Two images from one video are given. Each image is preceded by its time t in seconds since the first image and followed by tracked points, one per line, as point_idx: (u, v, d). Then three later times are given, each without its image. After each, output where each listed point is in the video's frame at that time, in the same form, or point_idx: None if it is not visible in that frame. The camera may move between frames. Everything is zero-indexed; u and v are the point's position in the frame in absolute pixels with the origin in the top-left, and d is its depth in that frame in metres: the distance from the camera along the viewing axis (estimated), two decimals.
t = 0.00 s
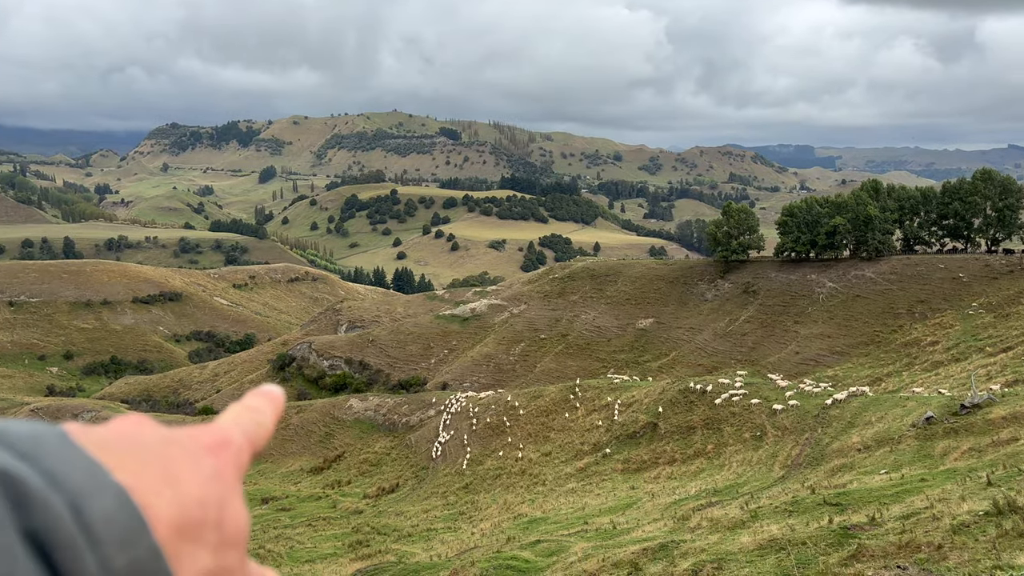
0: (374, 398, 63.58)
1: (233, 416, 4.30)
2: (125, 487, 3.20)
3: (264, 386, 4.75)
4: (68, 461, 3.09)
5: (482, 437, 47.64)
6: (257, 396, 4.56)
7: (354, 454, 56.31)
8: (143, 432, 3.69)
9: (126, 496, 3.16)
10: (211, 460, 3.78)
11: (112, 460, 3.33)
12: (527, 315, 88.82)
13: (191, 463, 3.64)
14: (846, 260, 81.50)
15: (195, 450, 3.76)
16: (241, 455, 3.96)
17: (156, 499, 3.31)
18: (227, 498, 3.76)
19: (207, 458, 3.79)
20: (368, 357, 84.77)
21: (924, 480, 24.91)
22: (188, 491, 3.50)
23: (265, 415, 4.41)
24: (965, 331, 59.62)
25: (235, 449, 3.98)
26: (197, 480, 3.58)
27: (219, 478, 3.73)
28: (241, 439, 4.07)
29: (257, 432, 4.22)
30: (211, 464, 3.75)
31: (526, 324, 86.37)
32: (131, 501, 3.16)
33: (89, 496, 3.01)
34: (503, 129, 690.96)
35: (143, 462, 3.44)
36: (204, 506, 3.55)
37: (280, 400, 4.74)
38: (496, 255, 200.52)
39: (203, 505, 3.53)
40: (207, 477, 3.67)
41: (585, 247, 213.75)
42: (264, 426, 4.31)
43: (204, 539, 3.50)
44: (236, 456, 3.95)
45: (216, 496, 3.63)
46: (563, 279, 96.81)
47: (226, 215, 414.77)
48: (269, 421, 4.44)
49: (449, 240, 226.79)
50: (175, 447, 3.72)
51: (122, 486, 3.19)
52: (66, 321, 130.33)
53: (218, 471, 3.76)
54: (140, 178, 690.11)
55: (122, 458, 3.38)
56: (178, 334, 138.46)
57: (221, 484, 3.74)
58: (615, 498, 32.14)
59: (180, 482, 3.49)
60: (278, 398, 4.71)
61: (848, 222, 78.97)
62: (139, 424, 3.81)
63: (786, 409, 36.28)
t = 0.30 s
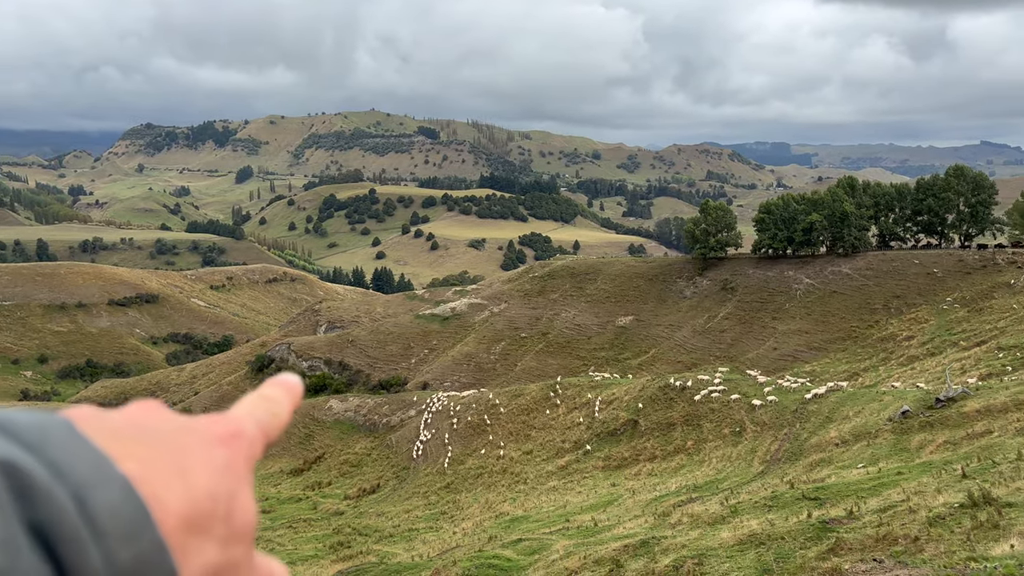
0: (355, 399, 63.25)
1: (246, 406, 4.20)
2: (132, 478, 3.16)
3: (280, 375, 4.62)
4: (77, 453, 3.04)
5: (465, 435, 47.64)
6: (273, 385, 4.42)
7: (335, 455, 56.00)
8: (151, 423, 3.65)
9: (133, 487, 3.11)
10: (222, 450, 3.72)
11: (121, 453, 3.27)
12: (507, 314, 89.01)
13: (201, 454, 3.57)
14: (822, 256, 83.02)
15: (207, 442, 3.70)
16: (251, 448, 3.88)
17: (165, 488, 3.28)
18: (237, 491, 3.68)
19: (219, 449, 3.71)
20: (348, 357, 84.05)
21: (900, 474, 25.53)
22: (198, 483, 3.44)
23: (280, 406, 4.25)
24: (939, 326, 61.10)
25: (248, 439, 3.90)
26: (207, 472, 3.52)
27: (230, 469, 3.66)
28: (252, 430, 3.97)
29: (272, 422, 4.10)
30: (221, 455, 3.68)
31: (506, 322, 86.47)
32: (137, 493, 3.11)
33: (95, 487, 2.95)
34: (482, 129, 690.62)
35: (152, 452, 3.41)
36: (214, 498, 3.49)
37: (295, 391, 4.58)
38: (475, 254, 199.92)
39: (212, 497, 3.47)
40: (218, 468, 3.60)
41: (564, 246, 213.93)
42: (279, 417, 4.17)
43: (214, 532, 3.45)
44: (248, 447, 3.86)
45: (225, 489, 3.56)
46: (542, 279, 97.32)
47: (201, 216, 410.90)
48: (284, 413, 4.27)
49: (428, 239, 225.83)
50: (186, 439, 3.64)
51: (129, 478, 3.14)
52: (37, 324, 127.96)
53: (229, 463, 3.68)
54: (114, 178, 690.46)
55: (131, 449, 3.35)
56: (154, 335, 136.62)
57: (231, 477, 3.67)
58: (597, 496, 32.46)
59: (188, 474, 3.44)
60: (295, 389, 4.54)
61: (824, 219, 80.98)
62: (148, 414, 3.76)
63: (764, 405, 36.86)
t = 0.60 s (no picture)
0: (324, 401, 62.80)
1: (263, 400, 3.95)
2: (147, 474, 2.89)
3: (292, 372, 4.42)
4: (88, 445, 2.77)
5: (436, 435, 47.43)
6: (289, 380, 4.15)
7: (302, 458, 55.40)
8: (165, 420, 3.42)
9: (147, 483, 2.84)
10: (237, 445, 3.48)
11: (135, 448, 3.02)
12: (477, 314, 88.77)
13: (216, 450, 3.36)
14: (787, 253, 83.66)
15: (220, 439, 3.48)
16: (269, 443, 3.65)
17: (179, 483, 3.04)
18: (253, 486, 3.44)
19: (234, 445, 3.50)
20: (317, 359, 83.42)
21: (865, 466, 25.69)
22: (213, 479, 3.20)
23: (297, 402, 4.01)
24: (901, 319, 61.65)
25: (263, 435, 3.66)
26: (224, 469, 3.30)
27: (245, 464, 3.42)
28: (267, 424, 3.74)
29: (288, 417, 3.88)
30: (237, 449, 3.45)
31: (475, 322, 86.21)
32: (150, 490, 2.83)
33: (109, 483, 2.66)
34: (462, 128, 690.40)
35: (166, 448, 3.18)
36: (226, 495, 3.23)
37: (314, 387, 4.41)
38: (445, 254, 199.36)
39: (229, 492, 3.22)
40: (232, 463, 3.36)
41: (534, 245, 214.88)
42: (296, 411, 3.98)
43: (228, 529, 3.19)
44: (263, 442, 3.63)
45: (241, 484, 3.31)
46: (512, 277, 97.29)
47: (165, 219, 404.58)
48: (301, 408, 4.04)
49: (397, 239, 225.15)
50: (201, 437, 3.42)
51: (141, 473, 2.87)
52: None
53: (244, 458, 3.44)
54: (74, 181, 691.57)
55: (143, 442, 3.10)
56: (119, 340, 134.70)
57: (247, 472, 3.43)
58: (567, 494, 32.42)
59: (203, 467, 3.20)
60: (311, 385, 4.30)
61: (788, 216, 81.14)
62: (165, 409, 3.52)
63: (732, 401, 37.12)
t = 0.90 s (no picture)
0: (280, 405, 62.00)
1: (292, 398, 3.78)
2: (176, 475, 2.75)
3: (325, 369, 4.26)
4: (122, 446, 2.69)
5: (394, 437, 47.45)
6: (321, 377, 4.02)
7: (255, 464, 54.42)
8: (196, 419, 3.26)
9: (176, 483, 2.72)
10: (270, 444, 3.34)
11: (168, 449, 2.91)
12: (435, 314, 88.68)
13: (249, 449, 3.21)
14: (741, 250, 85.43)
15: (252, 435, 3.31)
16: (300, 441, 3.45)
17: (210, 482, 2.89)
18: (287, 488, 3.31)
19: (265, 444, 3.31)
20: (272, 363, 82.70)
21: (819, 459, 26.18)
22: (245, 477, 3.04)
23: (327, 400, 3.84)
24: (852, 314, 62.94)
25: (296, 434, 3.50)
26: (256, 466, 3.12)
27: (279, 465, 3.28)
28: (302, 423, 3.56)
29: (321, 415, 3.70)
30: (271, 449, 3.31)
31: (434, 323, 86.10)
32: (182, 490, 2.71)
33: (140, 485, 2.58)
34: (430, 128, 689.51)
35: (198, 447, 3.04)
36: (259, 493, 3.06)
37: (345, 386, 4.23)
38: (401, 254, 198.76)
39: (261, 492, 3.09)
40: (264, 460, 3.20)
41: (490, 245, 215.68)
42: (326, 410, 3.78)
43: (259, 529, 3.00)
44: (297, 441, 3.46)
45: (276, 483, 3.18)
46: (469, 277, 97.43)
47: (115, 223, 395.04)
48: (331, 406, 3.86)
49: (353, 240, 224.27)
50: (234, 437, 3.25)
51: (172, 472, 2.75)
52: None
53: (279, 458, 3.32)
54: (25, 185, 690.37)
55: (176, 443, 2.98)
56: (66, 347, 131.40)
57: (280, 473, 3.28)
58: (528, 493, 32.54)
59: (234, 465, 3.05)
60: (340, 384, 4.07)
61: (742, 214, 83.31)
62: (198, 408, 3.42)
63: (689, 396, 37.66)
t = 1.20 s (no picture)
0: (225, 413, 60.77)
1: (303, 380, 3.96)
2: (182, 461, 2.86)
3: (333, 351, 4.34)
4: (128, 430, 2.79)
5: (343, 443, 47.50)
6: (333, 359, 4.19)
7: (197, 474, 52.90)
8: (206, 402, 3.41)
9: (183, 468, 2.81)
10: (280, 427, 3.50)
11: (180, 436, 3.05)
12: (384, 317, 88.43)
13: (259, 433, 3.36)
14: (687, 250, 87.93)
15: (262, 420, 3.45)
16: (309, 426, 3.63)
17: (219, 467, 3.02)
18: (295, 470, 3.44)
19: (276, 425, 3.49)
20: (217, 369, 81.48)
21: (765, 455, 26.74)
22: (254, 462, 3.21)
23: (339, 379, 4.02)
24: (796, 313, 64.20)
25: (306, 417, 3.67)
26: (266, 452, 3.28)
27: (288, 448, 3.44)
28: (311, 405, 3.74)
29: (331, 397, 3.87)
30: (280, 432, 3.47)
31: (384, 326, 85.76)
32: (187, 476, 2.81)
33: (147, 470, 2.66)
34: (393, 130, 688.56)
35: (209, 432, 3.17)
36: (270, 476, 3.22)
37: (356, 368, 4.30)
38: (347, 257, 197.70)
39: (270, 475, 3.21)
40: (274, 444, 3.35)
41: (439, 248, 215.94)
42: (337, 391, 3.92)
43: (268, 512, 3.14)
44: (307, 423, 3.63)
45: (286, 464, 3.34)
46: (419, 280, 97.43)
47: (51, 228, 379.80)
48: (343, 386, 4.04)
49: (300, 244, 222.18)
50: (244, 420, 3.41)
51: (179, 457, 2.86)
52: None
53: (288, 441, 3.47)
54: None
55: (186, 428, 3.11)
56: None
57: (290, 456, 3.43)
58: (480, 495, 32.63)
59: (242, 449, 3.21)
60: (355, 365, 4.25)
61: (687, 214, 85.75)
62: (207, 390, 3.54)
63: (638, 395, 38.67)
